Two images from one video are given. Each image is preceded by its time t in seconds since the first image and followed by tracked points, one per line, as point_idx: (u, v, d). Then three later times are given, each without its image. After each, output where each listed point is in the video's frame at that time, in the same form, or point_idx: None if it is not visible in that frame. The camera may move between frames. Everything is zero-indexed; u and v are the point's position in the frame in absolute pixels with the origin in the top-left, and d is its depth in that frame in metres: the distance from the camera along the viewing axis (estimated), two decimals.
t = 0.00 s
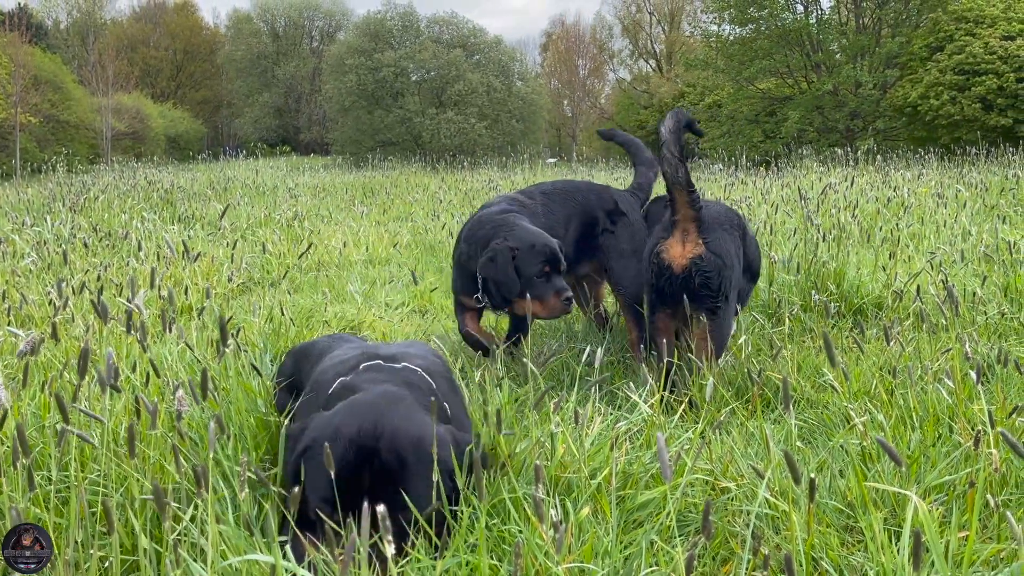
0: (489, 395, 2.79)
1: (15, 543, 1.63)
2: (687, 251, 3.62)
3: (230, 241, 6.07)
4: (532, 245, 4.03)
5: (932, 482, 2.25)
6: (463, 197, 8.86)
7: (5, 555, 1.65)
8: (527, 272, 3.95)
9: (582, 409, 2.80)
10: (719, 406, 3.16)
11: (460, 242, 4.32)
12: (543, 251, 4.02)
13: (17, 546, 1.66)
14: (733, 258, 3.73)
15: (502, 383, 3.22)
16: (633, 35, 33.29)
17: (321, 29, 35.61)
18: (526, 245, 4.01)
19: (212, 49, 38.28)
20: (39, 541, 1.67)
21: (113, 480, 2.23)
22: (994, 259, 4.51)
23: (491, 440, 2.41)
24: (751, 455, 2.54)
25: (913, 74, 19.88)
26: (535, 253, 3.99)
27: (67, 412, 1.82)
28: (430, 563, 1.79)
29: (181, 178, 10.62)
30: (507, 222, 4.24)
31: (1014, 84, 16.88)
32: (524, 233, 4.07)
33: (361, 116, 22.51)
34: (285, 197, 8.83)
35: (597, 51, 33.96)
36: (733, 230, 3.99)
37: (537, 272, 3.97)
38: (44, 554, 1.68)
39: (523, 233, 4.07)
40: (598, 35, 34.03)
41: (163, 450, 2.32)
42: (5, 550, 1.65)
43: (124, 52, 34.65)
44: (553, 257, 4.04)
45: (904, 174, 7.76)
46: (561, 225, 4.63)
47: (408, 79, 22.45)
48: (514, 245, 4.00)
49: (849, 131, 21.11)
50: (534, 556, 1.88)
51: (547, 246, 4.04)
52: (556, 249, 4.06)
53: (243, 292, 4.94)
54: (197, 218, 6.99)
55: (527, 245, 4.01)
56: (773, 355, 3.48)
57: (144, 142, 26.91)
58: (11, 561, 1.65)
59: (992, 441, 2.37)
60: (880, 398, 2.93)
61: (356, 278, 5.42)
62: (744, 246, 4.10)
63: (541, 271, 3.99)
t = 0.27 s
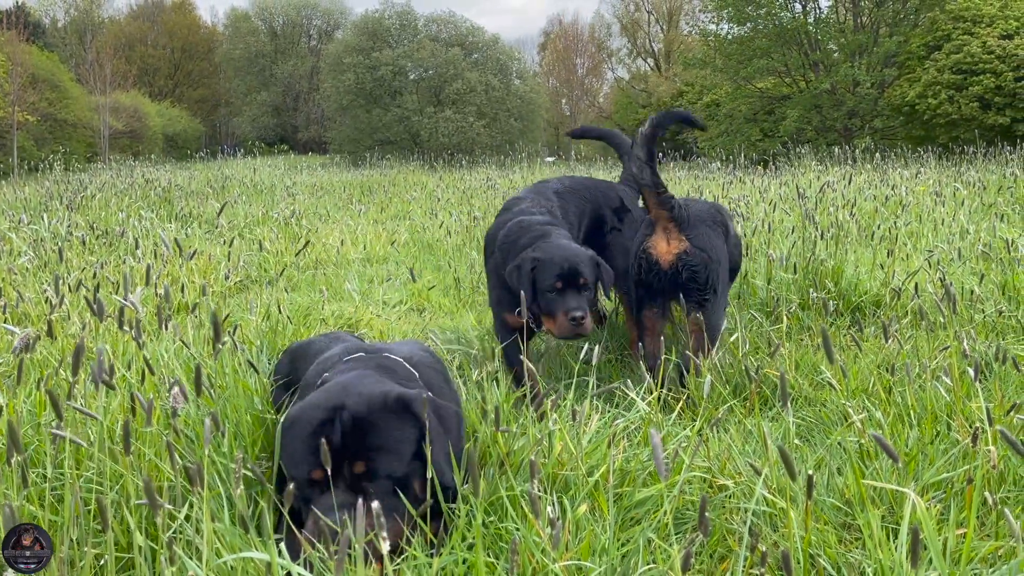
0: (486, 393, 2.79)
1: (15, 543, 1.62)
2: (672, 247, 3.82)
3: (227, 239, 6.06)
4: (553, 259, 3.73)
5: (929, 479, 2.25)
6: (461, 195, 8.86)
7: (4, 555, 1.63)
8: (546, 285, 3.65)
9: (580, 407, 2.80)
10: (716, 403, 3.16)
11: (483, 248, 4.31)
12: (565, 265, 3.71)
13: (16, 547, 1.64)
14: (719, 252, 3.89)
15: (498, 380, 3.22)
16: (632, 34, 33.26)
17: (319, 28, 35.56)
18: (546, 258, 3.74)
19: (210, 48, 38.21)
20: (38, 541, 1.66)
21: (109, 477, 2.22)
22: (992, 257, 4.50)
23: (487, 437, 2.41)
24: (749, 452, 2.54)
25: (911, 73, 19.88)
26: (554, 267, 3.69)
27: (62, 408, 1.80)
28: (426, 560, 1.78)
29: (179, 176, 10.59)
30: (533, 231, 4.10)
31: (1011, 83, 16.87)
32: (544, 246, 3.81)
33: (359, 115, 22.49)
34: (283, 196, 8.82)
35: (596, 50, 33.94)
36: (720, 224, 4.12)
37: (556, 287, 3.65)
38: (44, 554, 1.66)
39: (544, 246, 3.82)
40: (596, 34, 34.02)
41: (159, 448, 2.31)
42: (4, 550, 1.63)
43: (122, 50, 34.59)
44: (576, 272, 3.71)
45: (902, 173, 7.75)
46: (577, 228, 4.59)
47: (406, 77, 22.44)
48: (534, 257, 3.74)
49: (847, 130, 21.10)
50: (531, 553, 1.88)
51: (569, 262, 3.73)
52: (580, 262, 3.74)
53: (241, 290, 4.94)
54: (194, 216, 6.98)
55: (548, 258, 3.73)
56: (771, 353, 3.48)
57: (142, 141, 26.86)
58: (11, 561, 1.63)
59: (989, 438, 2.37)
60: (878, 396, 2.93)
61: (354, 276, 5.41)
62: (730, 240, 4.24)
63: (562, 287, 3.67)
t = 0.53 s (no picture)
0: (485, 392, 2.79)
1: (15, 543, 1.62)
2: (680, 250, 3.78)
3: (226, 237, 6.06)
4: (537, 274, 3.76)
5: (927, 477, 2.25)
6: (460, 193, 8.85)
7: (4, 555, 1.62)
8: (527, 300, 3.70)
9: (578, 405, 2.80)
10: (715, 401, 3.16)
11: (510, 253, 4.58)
12: (546, 281, 3.72)
13: (16, 547, 1.63)
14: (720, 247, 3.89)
15: (497, 379, 3.22)
16: (631, 31, 33.14)
17: (317, 25, 35.50)
18: (535, 271, 3.78)
19: (208, 46, 38.13)
20: (39, 541, 1.66)
21: (107, 475, 2.23)
22: (991, 256, 4.50)
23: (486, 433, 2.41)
24: (747, 450, 2.55)
25: (910, 71, 19.87)
26: (536, 282, 3.73)
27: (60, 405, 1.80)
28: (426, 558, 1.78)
29: (177, 174, 10.57)
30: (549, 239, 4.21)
31: (1010, 82, 16.87)
32: (533, 258, 3.88)
33: (357, 113, 22.47)
34: (282, 194, 8.81)
35: (594, 48, 33.94)
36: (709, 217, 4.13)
37: (538, 302, 3.68)
38: (43, 555, 1.66)
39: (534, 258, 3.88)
40: (595, 32, 34.07)
41: (157, 447, 2.32)
42: (4, 550, 1.62)
43: (120, 48, 34.51)
44: (558, 287, 3.70)
45: (902, 171, 7.75)
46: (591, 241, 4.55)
47: (405, 76, 22.42)
48: (524, 268, 3.84)
49: (846, 129, 21.10)
50: (530, 551, 1.88)
51: (550, 277, 3.73)
52: (560, 278, 3.71)
53: (239, 288, 4.94)
54: (193, 214, 6.97)
55: (537, 271, 3.77)
56: (769, 351, 3.49)
57: (140, 139, 26.84)
58: (11, 561, 1.63)
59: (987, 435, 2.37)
60: (877, 394, 2.93)
61: (352, 274, 5.41)
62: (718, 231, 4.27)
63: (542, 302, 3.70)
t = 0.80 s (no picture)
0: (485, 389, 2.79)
1: (15, 543, 1.60)
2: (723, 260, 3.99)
3: (225, 235, 6.05)
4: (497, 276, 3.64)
5: (927, 474, 2.25)
6: (459, 192, 8.85)
7: (4, 555, 1.60)
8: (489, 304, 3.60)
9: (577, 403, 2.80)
10: (714, 399, 3.17)
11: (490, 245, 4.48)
12: (507, 283, 3.60)
13: (16, 547, 1.62)
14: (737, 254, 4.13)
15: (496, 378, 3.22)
16: (629, 30, 33.08)
17: (316, 23, 35.45)
18: (495, 271, 3.66)
19: (206, 44, 38.07)
20: (39, 541, 1.64)
21: (107, 472, 2.23)
22: (989, 254, 4.51)
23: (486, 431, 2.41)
24: (747, 448, 2.55)
25: (908, 70, 19.87)
26: (496, 285, 3.61)
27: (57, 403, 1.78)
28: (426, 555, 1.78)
29: (175, 172, 10.56)
30: (521, 233, 4.07)
31: (1008, 80, 16.88)
32: (493, 258, 3.75)
33: (356, 111, 22.44)
34: (280, 192, 8.80)
35: (593, 46, 33.94)
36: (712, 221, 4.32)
37: (499, 305, 3.58)
38: (44, 554, 1.65)
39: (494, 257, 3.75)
40: (594, 30, 34.08)
41: (157, 444, 2.32)
42: (4, 550, 1.61)
43: (118, 46, 34.45)
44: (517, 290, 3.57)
45: (900, 169, 7.76)
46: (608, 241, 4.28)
47: (403, 74, 22.40)
48: (486, 268, 3.73)
49: (845, 127, 21.10)
50: (529, 549, 1.88)
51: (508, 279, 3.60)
52: (514, 279, 3.57)
53: (238, 287, 4.93)
54: (191, 212, 6.96)
55: (496, 271, 3.64)
56: (769, 349, 3.49)
57: (139, 137, 26.82)
58: (10, 562, 1.61)
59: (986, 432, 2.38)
60: (876, 391, 2.93)
61: (351, 272, 5.40)
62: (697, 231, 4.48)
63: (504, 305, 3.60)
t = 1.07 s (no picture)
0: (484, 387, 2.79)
1: (14, 543, 1.60)
2: (736, 231, 4.44)
3: (223, 233, 6.05)
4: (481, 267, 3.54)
5: (925, 472, 2.25)
6: (457, 190, 8.85)
7: (4, 555, 1.61)
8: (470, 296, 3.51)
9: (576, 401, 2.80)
10: (712, 397, 3.17)
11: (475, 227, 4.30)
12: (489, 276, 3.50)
13: (16, 546, 1.62)
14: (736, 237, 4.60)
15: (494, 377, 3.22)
16: (628, 28, 33.03)
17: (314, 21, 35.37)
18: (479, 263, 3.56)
19: (204, 42, 37.98)
20: (38, 541, 1.63)
21: (105, 470, 2.22)
22: (987, 253, 4.51)
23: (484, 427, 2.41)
24: (745, 445, 2.55)
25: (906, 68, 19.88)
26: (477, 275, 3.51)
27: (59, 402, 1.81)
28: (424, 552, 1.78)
29: (173, 170, 10.54)
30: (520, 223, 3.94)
31: (1006, 79, 16.90)
32: (479, 247, 3.64)
33: (354, 110, 22.41)
34: (278, 190, 8.79)
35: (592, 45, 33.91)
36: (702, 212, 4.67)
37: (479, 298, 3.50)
38: (44, 554, 1.64)
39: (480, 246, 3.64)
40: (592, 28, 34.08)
41: (155, 442, 2.31)
42: (4, 550, 1.61)
43: (116, 44, 34.36)
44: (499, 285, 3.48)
45: (898, 168, 7.77)
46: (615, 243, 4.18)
47: (402, 72, 22.37)
48: (471, 256, 3.62)
49: (843, 126, 21.12)
50: (528, 546, 1.88)
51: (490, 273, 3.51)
52: (496, 272, 3.47)
53: (236, 285, 4.93)
54: (189, 210, 6.96)
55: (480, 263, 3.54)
56: (767, 347, 3.49)
57: (136, 135, 26.75)
58: (11, 562, 1.61)
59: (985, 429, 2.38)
60: (874, 389, 2.94)
61: (350, 271, 5.40)
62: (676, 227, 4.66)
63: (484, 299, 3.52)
